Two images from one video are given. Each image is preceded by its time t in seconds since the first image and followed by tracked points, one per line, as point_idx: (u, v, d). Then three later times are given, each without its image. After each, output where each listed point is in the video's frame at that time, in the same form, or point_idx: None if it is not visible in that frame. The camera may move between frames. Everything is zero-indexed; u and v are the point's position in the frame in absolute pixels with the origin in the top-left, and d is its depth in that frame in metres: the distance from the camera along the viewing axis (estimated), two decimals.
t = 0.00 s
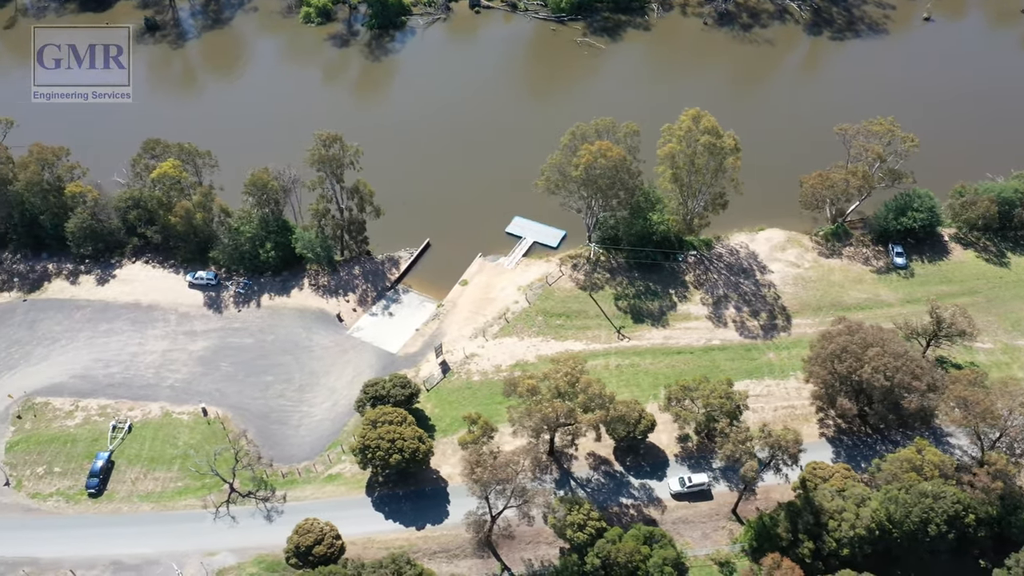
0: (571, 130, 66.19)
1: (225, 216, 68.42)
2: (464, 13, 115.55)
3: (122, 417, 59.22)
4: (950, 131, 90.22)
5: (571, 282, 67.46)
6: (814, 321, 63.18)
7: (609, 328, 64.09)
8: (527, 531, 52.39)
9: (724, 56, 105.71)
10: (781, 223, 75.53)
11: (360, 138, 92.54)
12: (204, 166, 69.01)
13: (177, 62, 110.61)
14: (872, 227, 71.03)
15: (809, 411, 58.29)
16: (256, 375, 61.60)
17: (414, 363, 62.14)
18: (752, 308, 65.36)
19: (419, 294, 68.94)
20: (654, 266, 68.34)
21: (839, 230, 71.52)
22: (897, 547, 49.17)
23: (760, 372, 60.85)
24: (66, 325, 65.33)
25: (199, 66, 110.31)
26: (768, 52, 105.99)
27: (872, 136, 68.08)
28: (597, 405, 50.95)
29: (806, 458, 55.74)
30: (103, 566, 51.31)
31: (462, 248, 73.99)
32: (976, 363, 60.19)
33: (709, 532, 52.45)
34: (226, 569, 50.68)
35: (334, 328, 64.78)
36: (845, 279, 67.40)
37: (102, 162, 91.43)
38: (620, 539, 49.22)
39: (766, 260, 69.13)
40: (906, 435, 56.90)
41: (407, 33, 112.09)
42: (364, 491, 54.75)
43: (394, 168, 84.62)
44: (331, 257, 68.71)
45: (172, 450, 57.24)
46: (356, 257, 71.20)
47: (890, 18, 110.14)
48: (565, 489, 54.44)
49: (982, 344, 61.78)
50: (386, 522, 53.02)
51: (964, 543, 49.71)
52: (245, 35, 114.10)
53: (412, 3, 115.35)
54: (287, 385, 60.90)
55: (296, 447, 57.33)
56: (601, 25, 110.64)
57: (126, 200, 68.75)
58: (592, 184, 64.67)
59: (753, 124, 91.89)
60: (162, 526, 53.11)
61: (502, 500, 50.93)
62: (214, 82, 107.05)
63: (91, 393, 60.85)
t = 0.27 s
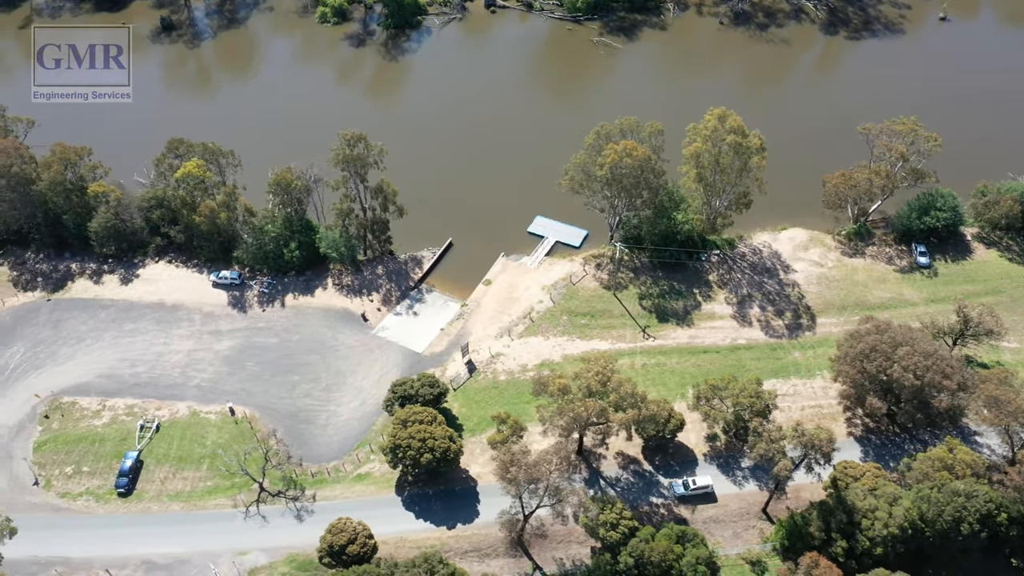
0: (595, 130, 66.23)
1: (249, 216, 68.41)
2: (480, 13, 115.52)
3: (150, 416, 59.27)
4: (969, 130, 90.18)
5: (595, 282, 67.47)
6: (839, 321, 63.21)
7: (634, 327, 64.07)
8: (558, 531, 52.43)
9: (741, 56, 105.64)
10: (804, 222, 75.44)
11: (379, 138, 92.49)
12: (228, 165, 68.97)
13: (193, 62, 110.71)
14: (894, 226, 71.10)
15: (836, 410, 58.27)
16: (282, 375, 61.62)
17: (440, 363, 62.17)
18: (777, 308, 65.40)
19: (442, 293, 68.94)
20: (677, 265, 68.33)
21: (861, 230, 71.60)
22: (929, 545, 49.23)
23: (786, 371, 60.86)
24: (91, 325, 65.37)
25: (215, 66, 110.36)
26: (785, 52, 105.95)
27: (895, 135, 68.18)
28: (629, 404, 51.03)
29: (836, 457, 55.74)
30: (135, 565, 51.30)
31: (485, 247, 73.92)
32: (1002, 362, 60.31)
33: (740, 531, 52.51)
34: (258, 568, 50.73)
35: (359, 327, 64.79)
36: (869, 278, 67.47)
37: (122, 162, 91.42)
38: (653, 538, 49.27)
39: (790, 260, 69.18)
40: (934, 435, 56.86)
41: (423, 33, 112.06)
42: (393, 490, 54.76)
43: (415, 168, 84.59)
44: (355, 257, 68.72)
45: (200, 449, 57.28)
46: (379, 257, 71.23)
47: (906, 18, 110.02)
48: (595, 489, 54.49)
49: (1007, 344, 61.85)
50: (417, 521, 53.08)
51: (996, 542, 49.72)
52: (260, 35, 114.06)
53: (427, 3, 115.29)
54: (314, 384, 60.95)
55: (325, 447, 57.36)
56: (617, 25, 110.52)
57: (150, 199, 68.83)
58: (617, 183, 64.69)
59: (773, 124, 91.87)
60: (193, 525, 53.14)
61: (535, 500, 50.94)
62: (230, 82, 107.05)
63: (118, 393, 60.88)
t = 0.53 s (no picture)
0: (623, 129, 66.27)
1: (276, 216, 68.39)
2: (498, 13, 115.40)
3: (181, 416, 59.31)
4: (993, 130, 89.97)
5: (622, 281, 67.50)
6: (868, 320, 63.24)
7: (663, 327, 64.11)
8: (593, 530, 52.50)
9: (760, 56, 105.52)
10: (829, 221, 75.34)
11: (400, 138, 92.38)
12: (254, 165, 68.87)
13: (210, 62, 110.69)
14: (920, 225, 71.13)
15: (868, 410, 58.24)
16: (312, 374, 61.66)
17: (469, 362, 62.20)
18: (805, 307, 65.40)
19: (469, 293, 68.95)
20: (704, 265, 68.29)
21: (887, 229, 71.63)
22: (965, 544, 49.27)
23: (816, 371, 60.81)
24: (119, 324, 65.39)
25: (232, 66, 110.30)
26: (805, 52, 105.80)
27: (922, 135, 68.25)
28: (666, 403, 51.06)
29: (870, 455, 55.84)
30: (170, 565, 51.32)
31: (512, 246, 73.84)
32: None
33: (774, 530, 52.53)
34: (294, 568, 50.80)
35: (387, 327, 64.79)
36: (896, 277, 67.47)
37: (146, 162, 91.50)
38: (690, 537, 49.23)
39: (816, 259, 69.19)
40: (965, 434, 56.87)
41: (441, 33, 111.97)
42: (427, 490, 54.79)
43: (438, 168, 84.50)
44: (382, 256, 68.74)
45: (232, 449, 57.31)
46: (405, 256, 71.23)
47: (924, 18, 109.86)
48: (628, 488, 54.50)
49: None
50: (452, 520, 53.11)
51: None
52: (278, 35, 113.96)
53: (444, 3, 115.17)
54: (344, 384, 60.99)
55: (357, 446, 57.41)
56: (635, 24, 110.23)
57: (176, 199, 68.81)
58: (646, 183, 64.69)
59: (795, 124, 91.79)
60: (227, 525, 53.16)
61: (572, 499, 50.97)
62: (248, 82, 106.93)
63: (148, 393, 60.90)
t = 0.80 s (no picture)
0: (651, 129, 66.27)
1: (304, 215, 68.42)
2: (516, 12, 115.25)
3: (213, 416, 59.38)
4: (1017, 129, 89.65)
5: (650, 281, 67.53)
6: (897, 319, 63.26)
7: (692, 326, 64.14)
8: (628, 529, 52.58)
9: (781, 55, 105.31)
10: (854, 220, 75.34)
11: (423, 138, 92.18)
12: (281, 165, 68.87)
13: (229, 62, 110.69)
14: (946, 225, 71.15)
15: (899, 409, 58.20)
16: (342, 374, 61.67)
17: (499, 362, 62.26)
18: (833, 307, 65.43)
19: (496, 293, 68.97)
20: (731, 264, 68.32)
21: (912, 228, 71.68)
22: (1001, 542, 49.35)
23: (846, 370, 60.75)
24: (148, 324, 65.46)
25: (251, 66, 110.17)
26: (826, 51, 105.55)
27: (949, 135, 68.42)
28: (703, 403, 51.38)
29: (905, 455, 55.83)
30: (207, 564, 51.36)
31: (540, 246, 73.68)
32: None
33: (810, 530, 52.57)
34: (330, 568, 50.87)
35: (416, 327, 64.80)
36: (923, 277, 67.48)
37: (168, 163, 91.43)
38: (727, 536, 49.22)
39: (843, 259, 69.23)
40: (998, 433, 56.79)
41: (460, 32, 111.82)
42: (461, 489, 54.79)
43: (462, 168, 84.34)
44: (409, 256, 68.76)
45: (265, 449, 57.34)
46: (432, 256, 71.27)
47: (943, 17, 109.71)
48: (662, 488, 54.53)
49: None
50: (487, 520, 53.14)
51: None
52: (296, 35, 113.86)
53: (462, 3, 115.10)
54: (374, 383, 61.03)
55: (389, 446, 57.46)
56: (654, 24, 110.08)
57: (203, 199, 68.82)
58: (674, 182, 64.70)
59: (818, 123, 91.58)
60: (262, 525, 53.22)
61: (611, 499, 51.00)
62: (267, 82, 106.74)
63: (178, 392, 60.98)
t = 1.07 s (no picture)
0: (676, 129, 66.25)
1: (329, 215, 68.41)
2: (533, 12, 115.19)
3: (241, 415, 59.39)
4: None
5: (675, 280, 67.53)
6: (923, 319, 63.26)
7: (718, 326, 64.13)
8: (660, 529, 52.60)
9: (799, 56, 105.22)
10: (877, 220, 75.30)
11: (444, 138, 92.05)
12: (305, 164, 68.80)
13: (246, 63, 110.70)
14: (970, 224, 71.14)
15: (928, 408, 58.08)
16: (369, 374, 61.66)
17: (527, 361, 62.26)
18: (859, 306, 65.44)
19: (520, 292, 68.88)
20: (756, 264, 68.33)
21: (936, 228, 71.72)
22: None
23: (873, 370, 60.66)
24: (174, 324, 65.46)
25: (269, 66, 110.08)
26: (844, 51, 105.37)
27: (974, 134, 68.48)
28: (735, 401, 51.02)
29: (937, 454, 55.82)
30: (240, 564, 51.36)
31: (564, 245, 73.52)
32: None
33: (841, 529, 52.58)
34: (364, 567, 50.89)
35: (442, 326, 64.79)
36: (948, 277, 67.47)
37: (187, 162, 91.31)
38: (762, 536, 49.18)
39: (867, 259, 69.27)
40: None
41: (477, 32, 111.77)
42: (492, 489, 54.79)
43: (484, 168, 84.20)
44: (434, 255, 68.79)
45: (294, 448, 57.36)
46: (456, 256, 71.22)
47: (960, 17, 109.60)
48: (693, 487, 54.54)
49: None
50: (519, 519, 53.17)
51: None
52: (313, 36, 113.82)
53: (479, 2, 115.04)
54: (402, 383, 60.99)
55: (419, 446, 57.45)
56: (670, 24, 109.93)
57: (227, 199, 68.79)
58: (701, 182, 64.67)
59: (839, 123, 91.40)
60: (294, 525, 53.23)
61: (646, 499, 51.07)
62: (284, 82, 106.57)
63: (206, 392, 60.99)
